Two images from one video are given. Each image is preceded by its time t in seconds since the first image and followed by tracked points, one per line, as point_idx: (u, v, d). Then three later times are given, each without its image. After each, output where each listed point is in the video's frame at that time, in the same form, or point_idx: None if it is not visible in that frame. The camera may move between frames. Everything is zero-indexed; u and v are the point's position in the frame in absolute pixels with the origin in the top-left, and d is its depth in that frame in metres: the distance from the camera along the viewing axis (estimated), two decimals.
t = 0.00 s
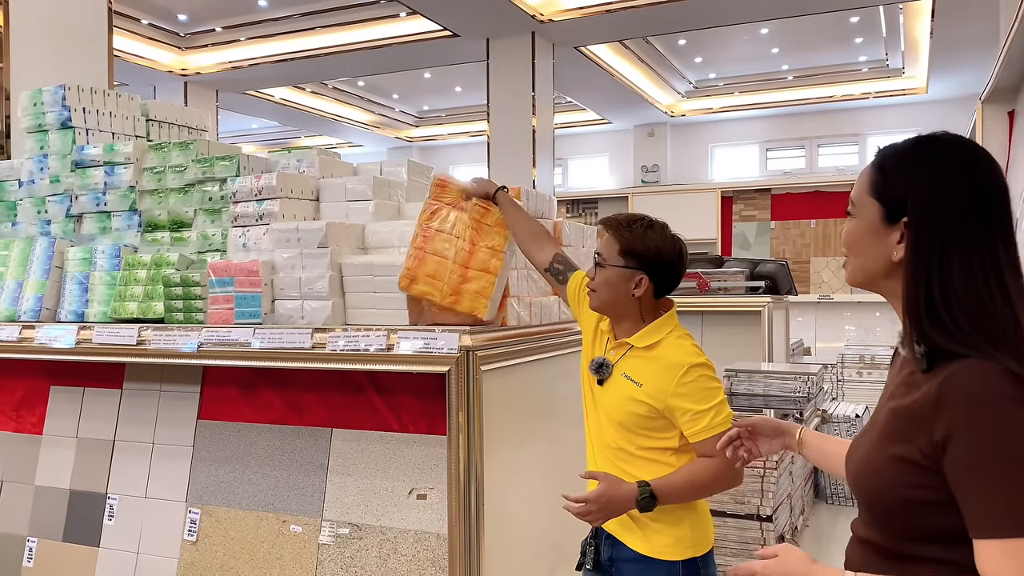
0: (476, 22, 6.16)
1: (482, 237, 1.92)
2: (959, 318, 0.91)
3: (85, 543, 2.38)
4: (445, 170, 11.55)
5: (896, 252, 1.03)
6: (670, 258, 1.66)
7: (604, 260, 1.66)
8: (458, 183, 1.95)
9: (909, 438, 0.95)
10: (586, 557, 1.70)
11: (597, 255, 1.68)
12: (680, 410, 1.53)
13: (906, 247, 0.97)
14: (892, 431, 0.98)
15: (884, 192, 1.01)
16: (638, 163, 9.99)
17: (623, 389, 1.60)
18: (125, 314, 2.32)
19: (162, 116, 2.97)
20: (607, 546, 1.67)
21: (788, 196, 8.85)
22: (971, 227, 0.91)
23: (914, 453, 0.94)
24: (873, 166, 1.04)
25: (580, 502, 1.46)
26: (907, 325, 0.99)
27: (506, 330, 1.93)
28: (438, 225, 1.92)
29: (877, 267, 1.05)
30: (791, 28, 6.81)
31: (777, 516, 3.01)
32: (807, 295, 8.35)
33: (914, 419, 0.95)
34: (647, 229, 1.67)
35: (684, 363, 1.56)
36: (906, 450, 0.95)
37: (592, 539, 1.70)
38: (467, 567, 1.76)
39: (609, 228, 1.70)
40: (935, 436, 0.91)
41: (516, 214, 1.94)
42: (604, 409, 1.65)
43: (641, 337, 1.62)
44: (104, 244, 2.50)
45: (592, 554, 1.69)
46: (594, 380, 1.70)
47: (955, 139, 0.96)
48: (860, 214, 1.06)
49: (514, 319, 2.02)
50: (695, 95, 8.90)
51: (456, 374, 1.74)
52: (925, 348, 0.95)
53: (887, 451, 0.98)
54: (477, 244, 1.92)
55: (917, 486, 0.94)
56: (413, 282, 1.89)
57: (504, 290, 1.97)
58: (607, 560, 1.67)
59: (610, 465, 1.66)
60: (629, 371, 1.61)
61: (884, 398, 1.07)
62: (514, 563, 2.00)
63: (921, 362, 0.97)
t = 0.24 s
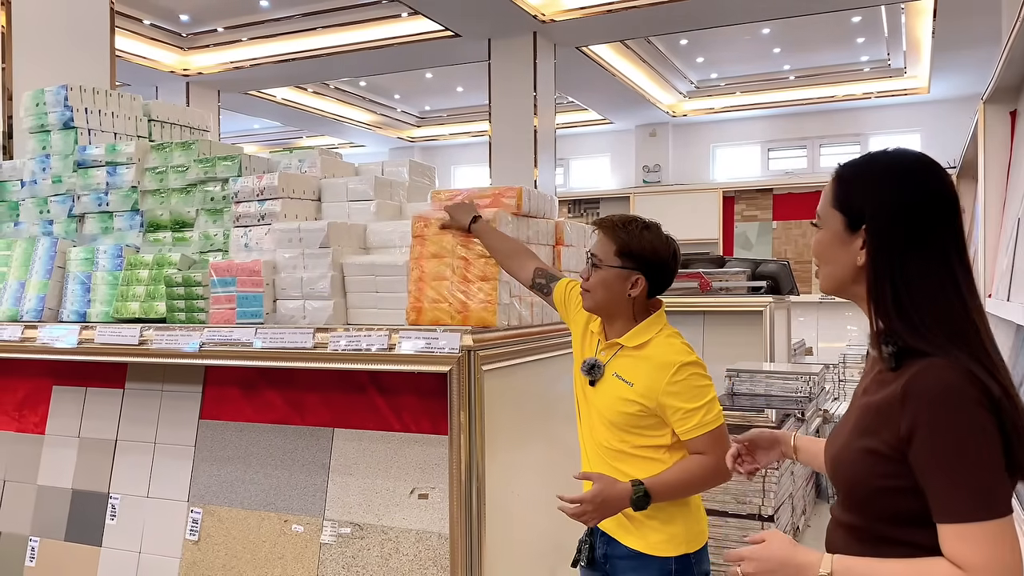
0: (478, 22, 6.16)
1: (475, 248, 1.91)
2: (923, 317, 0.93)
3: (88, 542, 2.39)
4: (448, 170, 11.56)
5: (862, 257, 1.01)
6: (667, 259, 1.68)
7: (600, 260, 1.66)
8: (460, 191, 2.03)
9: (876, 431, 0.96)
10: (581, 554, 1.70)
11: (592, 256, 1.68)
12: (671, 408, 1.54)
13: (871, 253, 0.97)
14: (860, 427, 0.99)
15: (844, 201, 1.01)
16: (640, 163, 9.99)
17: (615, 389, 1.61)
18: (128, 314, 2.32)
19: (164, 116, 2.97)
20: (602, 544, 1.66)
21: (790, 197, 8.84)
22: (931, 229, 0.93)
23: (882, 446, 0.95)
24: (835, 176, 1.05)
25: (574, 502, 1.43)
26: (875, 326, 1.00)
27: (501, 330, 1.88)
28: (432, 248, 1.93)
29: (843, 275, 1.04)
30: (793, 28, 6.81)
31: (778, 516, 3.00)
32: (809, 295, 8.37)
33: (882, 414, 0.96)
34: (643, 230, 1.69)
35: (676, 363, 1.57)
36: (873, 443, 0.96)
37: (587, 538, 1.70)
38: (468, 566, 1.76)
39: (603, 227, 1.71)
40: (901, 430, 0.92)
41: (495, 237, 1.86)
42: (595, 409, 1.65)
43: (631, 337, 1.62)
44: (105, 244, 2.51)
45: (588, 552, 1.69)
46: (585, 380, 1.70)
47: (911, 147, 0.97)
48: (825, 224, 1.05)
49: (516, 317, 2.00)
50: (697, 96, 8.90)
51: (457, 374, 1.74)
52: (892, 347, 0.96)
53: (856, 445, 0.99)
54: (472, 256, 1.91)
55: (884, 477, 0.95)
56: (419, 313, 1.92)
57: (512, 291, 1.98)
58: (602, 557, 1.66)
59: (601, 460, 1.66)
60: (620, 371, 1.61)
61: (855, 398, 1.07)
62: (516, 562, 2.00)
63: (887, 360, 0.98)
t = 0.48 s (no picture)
0: (478, 22, 6.16)
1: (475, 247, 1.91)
2: (901, 323, 1.01)
3: (89, 541, 2.39)
4: (448, 170, 11.55)
5: (836, 269, 1.09)
6: (681, 261, 1.72)
7: (620, 256, 1.66)
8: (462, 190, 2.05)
9: (863, 431, 1.04)
10: (591, 555, 1.70)
11: (612, 252, 1.67)
12: (676, 406, 1.54)
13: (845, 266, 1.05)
14: (848, 428, 1.07)
15: (817, 217, 1.09)
16: (641, 163, 9.98)
17: (619, 390, 1.60)
18: (129, 313, 2.32)
19: (165, 116, 2.97)
20: (614, 542, 1.66)
21: (792, 197, 8.82)
22: (902, 242, 1.01)
23: (869, 446, 1.03)
24: (804, 195, 1.13)
25: (577, 496, 1.43)
26: (855, 332, 1.08)
27: (499, 330, 1.88)
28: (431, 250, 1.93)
29: (821, 287, 1.12)
30: (794, 28, 6.80)
31: (778, 516, 3.01)
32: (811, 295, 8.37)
33: (868, 415, 1.04)
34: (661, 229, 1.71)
35: (679, 360, 1.57)
36: (862, 443, 1.04)
37: (596, 538, 1.69)
38: (470, 566, 1.77)
39: (622, 223, 1.71)
40: (888, 430, 1.00)
41: (488, 238, 1.86)
42: (600, 410, 1.65)
43: (633, 337, 1.62)
44: (106, 244, 2.51)
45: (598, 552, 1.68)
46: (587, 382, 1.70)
47: (875, 165, 1.05)
48: (800, 240, 1.13)
49: (516, 317, 2.00)
50: (698, 95, 8.89)
51: (457, 374, 1.74)
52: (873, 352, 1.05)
53: (846, 445, 1.07)
54: (472, 255, 1.91)
55: (874, 474, 1.03)
56: (419, 314, 1.92)
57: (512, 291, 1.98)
58: (614, 556, 1.66)
59: (607, 461, 1.66)
60: (624, 372, 1.61)
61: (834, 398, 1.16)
62: (517, 561, 2.00)
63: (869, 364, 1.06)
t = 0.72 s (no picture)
0: (479, 22, 6.16)
1: (475, 247, 1.91)
2: (892, 317, 1.03)
3: (90, 541, 2.39)
4: (450, 170, 11.56)
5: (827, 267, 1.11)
6: (684, 255, 1.70)
7: (619, 252, 1.68)
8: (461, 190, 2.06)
9: (860, 425, 1.05)
10: (598, 555, 1.70)
11: (611, 247, 1.70)
12: (690, 406, 1.55)
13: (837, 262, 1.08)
14: (843, 424, 1.08)
15: (807, 218, 1.12)
16: (642, 163, 9.98)
17: (632, 389, 1.61)
18: (129, 314, 2.32)
19: (166, 116, 2.97)
20: (621, 543, 1.66)
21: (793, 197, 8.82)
22: (891, 238, 1.04)
23: (866, 439, 1.04)
24: (794, 197, 1.16)
25: (597, 499, 1.43)
26: (847, 329, 1.09)
27: (501, 330, 1.89)
28: (432, 251, 1.93)
29: (812, 286, 1.14)
30: (795, 28, 6.80)
31: (779, 517, 3.01)
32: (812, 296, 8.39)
33: (864, 409, 1.05)
34: (663, 226, 1.71)
35: (693, 360, 1.57)
36: (859, 437, 1.05)
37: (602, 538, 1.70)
38: (469, 566, 1.77)
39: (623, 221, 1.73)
40: (886, 421, 1.02)
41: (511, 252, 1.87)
42: (612, 409, 1.66)
43: (645, 336, 1.63)
44: (107, 244, 2.52)
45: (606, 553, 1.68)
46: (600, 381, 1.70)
47: (861, 167, 1.09)
48: (791, 241, 1.15)
49: (516, 317, 2.00)
50: (700, 95, 8.89)
51: (457, 374, 1.75)
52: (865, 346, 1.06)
53: (841, 441, 1.08)
54: (472, 256, 1.91)
55: (873, 467, 1.04)
56: (419, 314, 1.92)
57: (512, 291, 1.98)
58: (621, 557, 1.66)
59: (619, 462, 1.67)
60: (637, 371, 1.61)
61: (823, 397, 1.17)
62: (517, 560, 2.00)
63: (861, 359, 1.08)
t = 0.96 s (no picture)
0: (480, 22, 6.16)
1: (476, 247, 1.89)
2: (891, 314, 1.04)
3: (91, 541, 2.40)
4: (451, 170, 11.56)
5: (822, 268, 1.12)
6: (714, 253, 1.73)
7: (647, 253, 1.72)
8: (461, 191, 2.06)
9: (861, 423, 1.06)
10: (613, 555, 1.72)
11: (638, 249, 1.74)
12: (722, 411, 1.57)
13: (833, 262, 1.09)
14: (844, 423, 1.08)
15: (800, 220, 1.12)
16: (643, 163, 9.99)
17: (663, 392, 1.62)
18: (130, 313, 2.32)
19: (167, 116, 2.97)
20: (639, 546, 1.67)
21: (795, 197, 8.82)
22: (885, 237, 1.06)
23: (869, 437, 1.05)
24: (786, 201, 1.16)
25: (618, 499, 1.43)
26: (846, 328, 1.10)
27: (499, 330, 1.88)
28: (433, 250, 1.93)
29: (808, 287, 1.14)
30: (796, 28, 6.79)
31: (781, 517, 3.01)
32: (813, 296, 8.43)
33: (866, 406, 1.05)
34: (690, 225, 1.75)
35: (726, 366, 1.59)
36: (861, 435, 1.05)
37: (619, 541, 1.71)
38: (469, 565, 1.77)
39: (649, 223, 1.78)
40: (889, 418, 1.02)
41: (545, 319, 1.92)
42: (639, 411, 1.66)
43: (679, 338, 1.64)
44: (109, 244, 2.52)
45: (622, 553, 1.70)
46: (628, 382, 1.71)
47: (850, 169, 1.10)
48: (785, 243, 1.15)
49: (516, 317, 2.01)
50: (701, 96, 8.90)
51: (458, 374, 1.75)
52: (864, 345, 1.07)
53: (843, 440, 1.08)
54: (472, 255, 1.90)
55: (876, 464, 1.04)
56: (420, 314, 1.92)
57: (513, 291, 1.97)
58: (637, 559, 1.67)
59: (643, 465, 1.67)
60: (668, 374, 1.63)
61: (821, 397, 1.17)
62: (517, 560, 2.01)
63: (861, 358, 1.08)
